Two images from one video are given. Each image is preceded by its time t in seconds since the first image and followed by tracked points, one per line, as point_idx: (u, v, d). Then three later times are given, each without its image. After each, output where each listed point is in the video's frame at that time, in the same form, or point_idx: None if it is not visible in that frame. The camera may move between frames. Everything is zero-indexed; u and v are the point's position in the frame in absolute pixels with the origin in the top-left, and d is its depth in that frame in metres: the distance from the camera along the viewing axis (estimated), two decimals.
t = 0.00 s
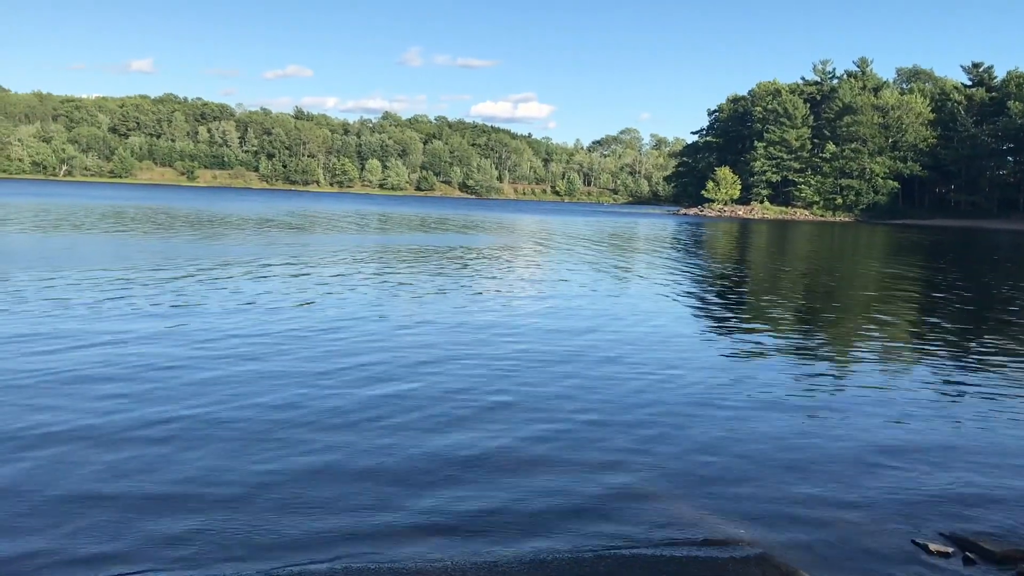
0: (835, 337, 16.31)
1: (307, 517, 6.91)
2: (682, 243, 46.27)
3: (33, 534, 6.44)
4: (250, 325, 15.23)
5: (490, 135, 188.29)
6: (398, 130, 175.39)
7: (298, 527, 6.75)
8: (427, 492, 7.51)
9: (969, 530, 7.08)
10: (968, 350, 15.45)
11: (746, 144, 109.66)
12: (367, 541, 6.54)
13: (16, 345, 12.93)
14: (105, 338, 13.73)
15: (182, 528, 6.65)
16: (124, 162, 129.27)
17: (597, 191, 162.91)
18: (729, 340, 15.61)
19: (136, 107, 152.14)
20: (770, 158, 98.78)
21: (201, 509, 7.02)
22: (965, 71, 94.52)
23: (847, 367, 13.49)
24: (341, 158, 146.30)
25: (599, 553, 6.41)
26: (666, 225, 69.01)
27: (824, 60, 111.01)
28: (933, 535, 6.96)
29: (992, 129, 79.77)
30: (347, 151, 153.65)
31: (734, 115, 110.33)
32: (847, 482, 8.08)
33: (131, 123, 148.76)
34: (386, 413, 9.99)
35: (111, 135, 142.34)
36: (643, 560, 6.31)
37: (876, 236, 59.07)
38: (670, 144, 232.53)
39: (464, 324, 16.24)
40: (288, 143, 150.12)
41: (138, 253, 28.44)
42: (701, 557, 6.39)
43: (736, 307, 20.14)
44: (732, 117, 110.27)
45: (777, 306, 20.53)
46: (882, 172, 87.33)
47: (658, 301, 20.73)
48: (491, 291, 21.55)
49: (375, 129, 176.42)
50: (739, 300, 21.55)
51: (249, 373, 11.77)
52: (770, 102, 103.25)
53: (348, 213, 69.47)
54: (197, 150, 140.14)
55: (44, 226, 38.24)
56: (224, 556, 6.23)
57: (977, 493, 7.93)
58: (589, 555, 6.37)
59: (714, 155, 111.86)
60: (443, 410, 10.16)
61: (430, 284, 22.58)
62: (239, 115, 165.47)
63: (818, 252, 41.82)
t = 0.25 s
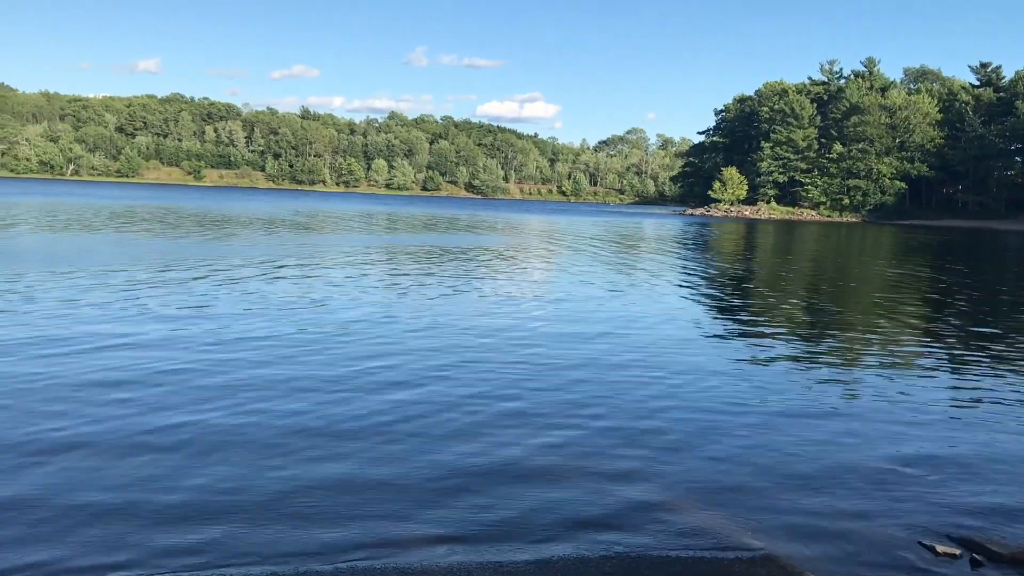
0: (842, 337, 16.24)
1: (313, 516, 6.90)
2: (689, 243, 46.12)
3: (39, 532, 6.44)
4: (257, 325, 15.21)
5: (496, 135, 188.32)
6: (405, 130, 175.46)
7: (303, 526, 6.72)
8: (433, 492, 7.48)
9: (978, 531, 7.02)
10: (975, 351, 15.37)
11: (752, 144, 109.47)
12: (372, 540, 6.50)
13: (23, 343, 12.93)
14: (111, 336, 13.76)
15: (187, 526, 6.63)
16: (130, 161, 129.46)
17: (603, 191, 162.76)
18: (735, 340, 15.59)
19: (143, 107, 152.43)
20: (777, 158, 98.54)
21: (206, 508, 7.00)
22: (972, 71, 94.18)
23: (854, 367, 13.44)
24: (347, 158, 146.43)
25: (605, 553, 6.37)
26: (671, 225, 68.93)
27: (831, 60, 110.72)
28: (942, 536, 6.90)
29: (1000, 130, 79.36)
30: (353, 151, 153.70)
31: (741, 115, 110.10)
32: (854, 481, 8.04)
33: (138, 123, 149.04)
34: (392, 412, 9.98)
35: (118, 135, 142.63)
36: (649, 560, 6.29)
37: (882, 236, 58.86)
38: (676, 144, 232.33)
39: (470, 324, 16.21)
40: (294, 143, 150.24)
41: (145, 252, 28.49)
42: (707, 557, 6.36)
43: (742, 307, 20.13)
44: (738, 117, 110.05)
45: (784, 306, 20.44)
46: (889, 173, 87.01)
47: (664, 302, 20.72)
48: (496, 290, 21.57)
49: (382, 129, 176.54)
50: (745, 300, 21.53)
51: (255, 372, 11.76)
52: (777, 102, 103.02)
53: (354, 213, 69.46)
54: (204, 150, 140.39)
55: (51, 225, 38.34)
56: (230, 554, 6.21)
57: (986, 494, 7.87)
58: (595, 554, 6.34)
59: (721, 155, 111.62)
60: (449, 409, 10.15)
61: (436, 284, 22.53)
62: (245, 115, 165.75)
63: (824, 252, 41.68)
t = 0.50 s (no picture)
0: (848, 338, 16.22)
1: (320, 518, 6.93)
2: (696, 243, 46.16)
3: (46, 535, 6.49)
4: (264, 328, 15.28)
5: (503, 136, 188.50)
6: (411, 130, 175.62)
7: (310, 528, 6.74)
8: (441, 496, 7.51)
9: (986, 533, 7.01)
10: (983, 352, 15.32)
11: (759, 145, 109.35)
12: (381, 541, 6.52)
13: (33, 346, 13.02)
14: (117, 339, 13.84)
15: (196, 529, 6.67)
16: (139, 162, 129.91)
17: (610, 192, 162.74)
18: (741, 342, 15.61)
19: (151, 108, 153.02)
20: (784, 160, 98.46)
21: (215, 511, 7.03)
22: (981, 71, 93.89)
23: (860, 369, 13.44)
24: (354, 159, 146.69)
25: (612, 554, 6.38)
26: (678, 226, 68.95)
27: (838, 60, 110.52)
28: (951, 538, 6.89)
29: (1008, 130, 78.96)
30: (360, 152, 153.98)
31: (748, 116, 110.04)
32: (860, 484, 8.04)
33: (146, 124, 149.60)
34: (397, 415, 10.02)
35: (126, 136, 143.18)
36: (654, 561, 6.30)
37: (890, 238, 58.83)
38: (683, 144, 232.14)
39: (476, 327, 16.25)
40: (302, 144, 150.59)
41: (154, 253, 28.64)
42: (711, 559, 6.37)
43: (748, 309, 20.16)
44: (745, 118, 110.00)
45: (789, 308, 20.44)
46: (897, 173, 86.81)
47: (670, 304, 20.77)
48: (502, 292, 21.64)
49: (389, 130, 176.83)
50: (751, 302, 21.54)
51: (263, 376, 11.81)
52: (784, 103, 102.96)
53: (361, 214, 69.74)
54: (211, 151, 140.81)
55: (60, 227, 38.58)
56: (237, 558, 6.24)
57: (994, 496, 7.84)
58: (603, 557, 6.34)
59: (728, 156, 111.57)
60: (455, 413, 10.18)
61: (443, 286, 22.57)
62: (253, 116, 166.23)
63: (830, 253, 41.71)
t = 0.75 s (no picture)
0: (860, 341, 16.20)
1: (329, 517, 6.96)
2: (707, 246, 46.12)
3: (58, 533, 6.53)
4: (277, 328, 15.38)
5: (514, 138, 188.65)
6: (423, 133, 175.91)
7: (323, 527, 6.78)
8: (453, 494, 7.54)
9: (999, 538, 6.98)
10: (996, 355, 15.25)
11: (771, 147, 109.11)
12: (393, 542, 6.55)
13: (49, 345, 13.16)
14: (127, 338, 13.92)
15: (209, 527, 6.72)
16: (152, 165, 130.64)
17: (621, 195, 162.63)
18: (751, 344, 15.58)
19: (164, 111, 153.89)
20: (796, 162, 98.25)
21: (229, 509, 7.08)
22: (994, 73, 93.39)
23: (871, 371, 13.39)
24: (365, 162, 147.10)
25: (623, 557, 6.40)
26: (689, 228, 68.95)
27: (850, 62, 110.19)
28: (964, 542, 6.87)
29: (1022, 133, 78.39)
30: (372, 155, 154.37)
31: (760, 118, 109.82)
32: (873, 486, 8.02)
33: (159, 127, 150.47)
34: (407, 414, 10.04)
35: (140, 139, 144.04)
36: (664, 564, 6.30)
37: (902, 240, 58.61)
38: (695, 147, 231.80)
39: (488, 328, 16.31)
40: (313, 147, 151.09)
41: (167, 255, 28.82)
42: (721, 562, 6.37)
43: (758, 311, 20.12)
44: (757, 120, 109.79)
45: (801, 310, 20.40)
46: (909, 176, 86.49)
47: (680, 305, 20.76)
48: (512, 294, 21.67)
49: (400, 133, 177.25)
50: (762, 304, 21.50)
51: (276, 375, 11.88)
52: (796, 105, 102.75)
53: (373, 216, 69.95)
54: (224, 154, 141.47)
55: (74, 228, 38.87)
56: (250, 557, 6.28)
57: (1008, 501, 7.81)
58: (614, 560, 6.34)
59: (739, 158, 111.41)
60: (464, 412, 10.21)
61: (455, 288, 22.63)
62: (265, 119, 166.90)
63: (842, 256, 41.58)
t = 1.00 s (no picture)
0: (872, 345, 16.18)
1: (342, 520, 7.08)
2: (719, 249, 46.06)
3: (77, 535, 6.67)
4: (290, 333, 15.49)
5: (526, 141, 188.69)
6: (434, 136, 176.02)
7: (338, 532, 6.86)
8: (466, 500, 7.61)
9: (1012, 543, 6.98)
10: (1010, 360, 15.21)
11: (783, 149, 108.83)
12: (406, 547, 6.62)
13: (67, 350, 13.31)
14: (142, 343, 14.09)
15: (225, 532, 6.81)
16: (164, 168, 131.27)
17: (632, 197, 162.42)
18: (761, 349, 15.62)
19: (177, 115, 154.65)
20: (808, 164, 97.95)
21: (245, 514, 7.17)
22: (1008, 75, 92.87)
23: (881, 376, 13.41)
24: (377, 165, 147.36)
25: (636, 562, 6.45)
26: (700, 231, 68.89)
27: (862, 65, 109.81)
28: (976, 546, 6.88)
29: None
30: (383, 157, 154.66)
31: (771, 120, 109.53)
32: (884, 492, 8.04)
33: (172, 130, 151.21)
34: (418, 418, 10.16)
35: (152, 142, 144.81)
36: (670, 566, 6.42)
37: (915, 243, 58.33)
38: (707, 149, 231.30)
39: (500, 332, 16.38)
40: (325, 150, 151.50)
41: (181, 259, 29.00)
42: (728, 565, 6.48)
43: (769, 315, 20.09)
44: (769, 122, 109.49)
45: (813, 315, 20.35)
46: (922, 178, 86.09)
47: (690, 309, 20.79)
48: (522, 298, 21.74)
49: (412, 136, 177.59)
50: (772, 308, 21.48)
51: (291, 380, 11.99)
52: (808, 108, 102.46)
53: (385, 220, 70.15)
54: (236, 156, 142.04)
55: (88, 232, 39.18)
56: (267, 561, 6.36)
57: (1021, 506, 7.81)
58: (626, 564, 6.40)
59: (751, 161, 111.15)
60: (475, 417, 10.33)
61: (467, 292, 22.69)
62: (277, 122, 167.48)
63: (855, 259, 41.43)
